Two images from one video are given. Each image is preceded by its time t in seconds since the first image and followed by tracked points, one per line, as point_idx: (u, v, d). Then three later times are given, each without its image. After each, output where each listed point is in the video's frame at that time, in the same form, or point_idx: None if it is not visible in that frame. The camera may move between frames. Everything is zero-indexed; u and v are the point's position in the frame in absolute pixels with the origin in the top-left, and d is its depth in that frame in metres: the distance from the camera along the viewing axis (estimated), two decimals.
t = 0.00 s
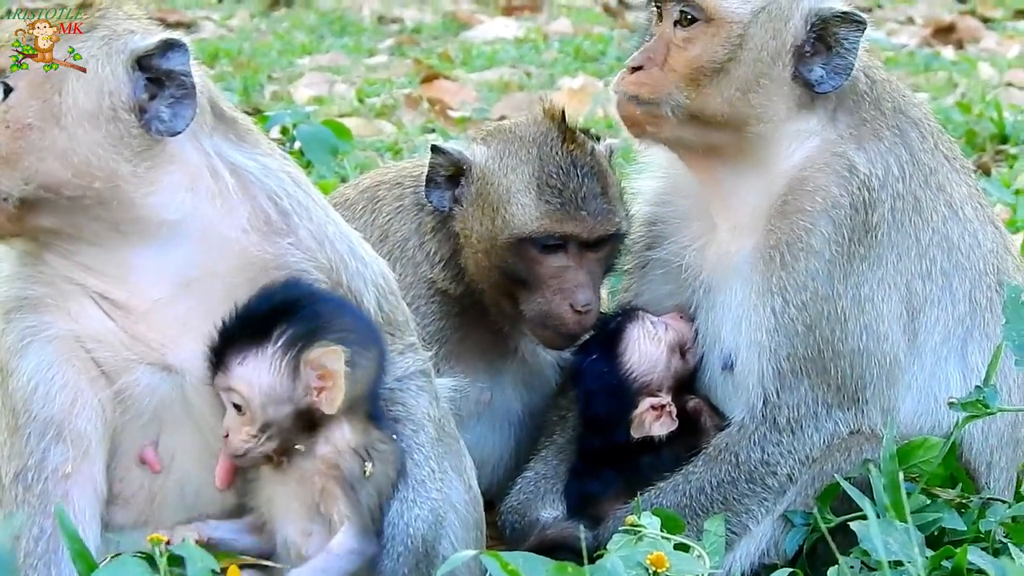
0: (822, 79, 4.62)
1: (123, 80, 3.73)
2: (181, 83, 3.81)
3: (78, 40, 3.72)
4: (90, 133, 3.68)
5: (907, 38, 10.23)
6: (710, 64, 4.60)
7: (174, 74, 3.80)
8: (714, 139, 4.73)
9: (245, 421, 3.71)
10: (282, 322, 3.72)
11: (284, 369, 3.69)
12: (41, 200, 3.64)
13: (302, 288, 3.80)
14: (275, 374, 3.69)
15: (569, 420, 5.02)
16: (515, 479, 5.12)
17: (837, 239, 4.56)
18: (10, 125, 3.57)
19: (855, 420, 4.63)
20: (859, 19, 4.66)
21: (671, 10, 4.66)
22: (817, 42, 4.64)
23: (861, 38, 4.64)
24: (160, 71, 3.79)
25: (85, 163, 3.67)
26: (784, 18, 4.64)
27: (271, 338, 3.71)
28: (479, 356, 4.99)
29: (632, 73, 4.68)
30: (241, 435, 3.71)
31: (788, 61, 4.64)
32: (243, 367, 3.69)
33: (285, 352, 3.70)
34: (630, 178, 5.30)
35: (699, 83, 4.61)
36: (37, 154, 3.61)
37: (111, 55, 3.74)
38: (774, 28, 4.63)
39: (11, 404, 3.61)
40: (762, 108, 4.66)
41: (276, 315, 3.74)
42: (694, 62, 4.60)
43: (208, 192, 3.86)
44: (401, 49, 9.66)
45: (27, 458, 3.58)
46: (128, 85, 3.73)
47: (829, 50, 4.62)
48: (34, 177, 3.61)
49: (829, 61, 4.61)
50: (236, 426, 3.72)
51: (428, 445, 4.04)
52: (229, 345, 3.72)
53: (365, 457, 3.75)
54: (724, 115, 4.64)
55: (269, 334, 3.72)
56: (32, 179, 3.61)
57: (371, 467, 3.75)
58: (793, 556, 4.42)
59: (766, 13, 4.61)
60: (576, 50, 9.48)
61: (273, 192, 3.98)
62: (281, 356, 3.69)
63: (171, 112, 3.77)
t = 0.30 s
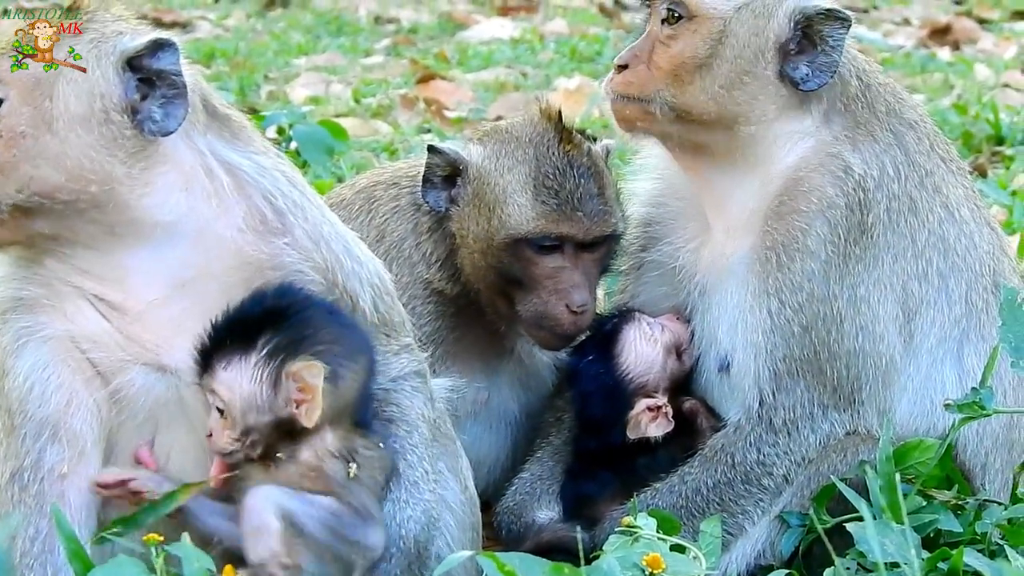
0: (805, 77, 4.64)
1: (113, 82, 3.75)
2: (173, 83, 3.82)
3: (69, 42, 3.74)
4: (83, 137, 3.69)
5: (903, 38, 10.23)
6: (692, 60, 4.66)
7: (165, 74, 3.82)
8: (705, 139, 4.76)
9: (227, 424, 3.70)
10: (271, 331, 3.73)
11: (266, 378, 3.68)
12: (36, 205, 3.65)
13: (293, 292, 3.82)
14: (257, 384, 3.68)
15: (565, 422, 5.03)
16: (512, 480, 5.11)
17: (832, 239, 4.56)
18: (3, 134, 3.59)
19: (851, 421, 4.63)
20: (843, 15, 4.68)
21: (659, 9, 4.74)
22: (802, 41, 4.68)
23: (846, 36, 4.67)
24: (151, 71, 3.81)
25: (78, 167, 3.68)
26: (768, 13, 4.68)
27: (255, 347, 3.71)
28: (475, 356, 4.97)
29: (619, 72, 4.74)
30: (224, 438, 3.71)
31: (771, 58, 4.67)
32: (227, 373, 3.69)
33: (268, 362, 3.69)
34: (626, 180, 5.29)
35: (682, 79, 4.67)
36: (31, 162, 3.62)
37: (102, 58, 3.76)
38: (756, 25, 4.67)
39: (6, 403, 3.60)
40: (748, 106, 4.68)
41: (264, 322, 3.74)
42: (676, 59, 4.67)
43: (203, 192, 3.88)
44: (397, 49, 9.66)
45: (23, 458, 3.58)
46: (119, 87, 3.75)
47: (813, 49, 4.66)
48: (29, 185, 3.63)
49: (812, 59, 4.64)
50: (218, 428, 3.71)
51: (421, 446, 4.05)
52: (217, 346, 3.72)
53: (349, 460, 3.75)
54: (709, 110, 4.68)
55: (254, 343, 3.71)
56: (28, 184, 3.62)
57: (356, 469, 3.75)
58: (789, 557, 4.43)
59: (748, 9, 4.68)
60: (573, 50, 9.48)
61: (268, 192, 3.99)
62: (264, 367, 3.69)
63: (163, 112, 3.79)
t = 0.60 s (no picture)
0: (799, 77, 4.64)
1: (107, 90, 3.73)
2: (167, 89, 3.81)
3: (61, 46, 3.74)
4: (80, 149, 3.69)
5: (903, 39, 10.23)
6: (685, 63, 4.67)
7: (159, 81, 3.81)
8: (702, 141, 4.75)
9: (205, 424, 3.70)
10: (253, 333, 3.74)
11: (244, 381, 3.68)
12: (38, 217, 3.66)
13: (276, 295, 3.83)
14: (234, 385, 3.69)
15: (563, 422, 5.00)
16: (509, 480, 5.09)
17: (831, 241, 4.56)
18: None
19: (849, 423, 4.63)
20: (836, 15, 4.66)
21: (654, 12, 4.75)
22: (797, 42, 4.67)
23: (841, 37, 4.65)
24: (145, 77, 3.80)
25: (74, 177, 3.68)
26: (762, 15, 4.67)
27: (236, 348, 3.71)
28: (474, 357, 4.97)
29: (614, 77, 4.77)
30: (201, 437, 3.71)
31: (764, 59, 4.67)
32: (207, 372, 3.69)
33: (248, 364, 3.70)
34: (626, 181, 5.29)
35: (677, 82, 4.68)
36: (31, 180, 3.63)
37: (95, 66, 3.74)
38: (750, 26, 4.66)
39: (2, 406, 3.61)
40: (744, 108, 4.68)
41: (250, 323, 3.74)
42: (671, 60, 4.68)
43: (198, 195, 3.88)
44: (396, 49, 9.66)
45: (20, 460, 3.58)
46: (112, 95, 3.74)
47: (806, 49, 4.65)
48: (29, 197, 3.64)
49: (806, 59, 4.64)
50: (197, 426, 3.71)
51: (409, 448, 4.02)
52: (200, 346, 3.72)
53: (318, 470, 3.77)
54: (702, 112, 4.68)
55: (236, 344, 3.72)
56: (31, 199, 3.64)
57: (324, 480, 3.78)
58: (786, 558, 4.44)
59: (741, 11, 4.67)
60: (572, 50, 9.48)
61: (263, 192, 4.00)
62: (243, 370, 3.69)
63: (156, 119, 3.79)
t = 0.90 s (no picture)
0: (796, 78, 4.64)
1: (112, 99, 3.73)
2: (171, 91, 3.81)
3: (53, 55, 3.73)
4: (93, 162, 3.70)
5: (901, 41, 10.23)
6: (682, 65, 4.68)
7: (162, 83, 3.80)
8: (700, 143, 4.76)
9: (214, 421, 3.70)
10: (259, 330, 3.72)
11: (249, 377, 3.65)
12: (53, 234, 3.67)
13: (286, 297, 3.85)
14: (240, 381, 3.67)
15: (560, 424, 5.02)
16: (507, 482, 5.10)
17: (829, 243, 4.56)
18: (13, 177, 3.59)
19: (847, 425, 4.63)
20: (832, 16, 4.66)
21: (652, 15, 4.76)
22: (794, 44, 4.67)
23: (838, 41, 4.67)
24: (147, 81, 3.79)
25: (86, 191, 3.69)
26: (758, 16, 4.68)
27: (243, 345, 3.70)
28: (472, 360, 4.96)
29: (614, 79, 4.76)
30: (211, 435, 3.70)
31: (761, 60, 4.67)
32: (215, 368, 3.69)
33: (252, 360, 3.67)
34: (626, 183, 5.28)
35: (676, 85, 4.69)
36: (47, 203, 3.64)
37: (96, 78, 3.73)
38: (747, 27, 4.67)
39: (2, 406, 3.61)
40: (741, 110, 4.68)
41: (258, 321, 3.75)
42: (669, 63, 4.69)
43: (200, 200, 3.89)
44: (394, 50, 9.66)
45: (18, 459, 3.57)
46: (118, 103, 3.74)
47: (803, 51, 4.65)
48: (41, 208, 3.63)
49: (804, 61, 4.64)
50: (207, 426, 3.71)
51: (413, 451, 4.06)
52: (211, 344, 3.73)
53: (326, 472, 3.70)
54: (704, 117, 4.69)
55: (243, 340, 3.71)
56: (49, 220, 3.65)
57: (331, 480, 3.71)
58: (784, 561, 4.42)
59: (737, 13, 4.68)
60: (570, 52, 9.48)
61: (265, 194, 4.02)
62: (248, 366, 3.67)
63: (164, 122, 3.79)
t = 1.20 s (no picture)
0: (795, 78, 4.65)
1: (129, 123, 3.67)
2: (182, 104, 3.77)
3: (55, 80, 3.62)
4: (129, 194, 3.66)
5: (904, 43, 10.23)
6: (679, 63, 4.67)
7: (173, 98, 3.75)
8: (697, 142, 4.78)
9: (220, 421, 3.66)
10: (269, 329, 3.71)
11: (258, 377, 3.64)
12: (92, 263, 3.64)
13: (297, 293, 3.83)
14: (250, 381, 3.64)
15: (563, 424, 5.00)
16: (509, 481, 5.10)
17: (832, 243, 4.56)
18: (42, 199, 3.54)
19: (849, 425, 4.64)
20: (831, 15, 4.67)
21: (651, 14, 4.75)
22: (792, 43, 4.69)
23: (836, 40, 4.68)
24: (158, 99, 3.74)
25: (127, 227, 3.66)
26: (756, 15, 4.68)
27: (253, 343, 3.68)
28: (474, 360, 4.97)
29: (613, 77, 4.77)
30: (218, 435, 3.66)
31: (759, 60, 4.68)
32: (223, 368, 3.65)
33: (263, 360, 3.66)
34: (629, 183, 5.28)
35: (671, 82, 4.68)
36: (96, 242, 3.63)
37: (112, 105, 3.66)
38: (744, 27, 4.68)
39: (5, 402, 3.70)
40: (740, 109, 4.69)
41: (269, 319, 3.74)
42: (665, 62, 4.68)
43: (217, 210, 3.84)
44: (396, 50, 9.67)
45: (18, 456, 3.68)
46: (136, 125, 3.68)
47: (801, 50, 4.66)
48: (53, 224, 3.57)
49: (802, 60, 4.65)
50: (213, 425, 3.67)
51: (422, 455, 4.10)
52: (218, 341, 3.68)
53: (328, 473, 3.69)
54: (700, 114, 4.69)
55: (253, 339, 3.68)
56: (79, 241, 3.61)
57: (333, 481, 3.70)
58: (786, 561, 4.42)
59: (735, 12, 4.67)
60: (572, 53, 9.48)
61: (275, 199, 4.01)
62: (257, 368, 3.65)
63: (180, 137, 3.74)
